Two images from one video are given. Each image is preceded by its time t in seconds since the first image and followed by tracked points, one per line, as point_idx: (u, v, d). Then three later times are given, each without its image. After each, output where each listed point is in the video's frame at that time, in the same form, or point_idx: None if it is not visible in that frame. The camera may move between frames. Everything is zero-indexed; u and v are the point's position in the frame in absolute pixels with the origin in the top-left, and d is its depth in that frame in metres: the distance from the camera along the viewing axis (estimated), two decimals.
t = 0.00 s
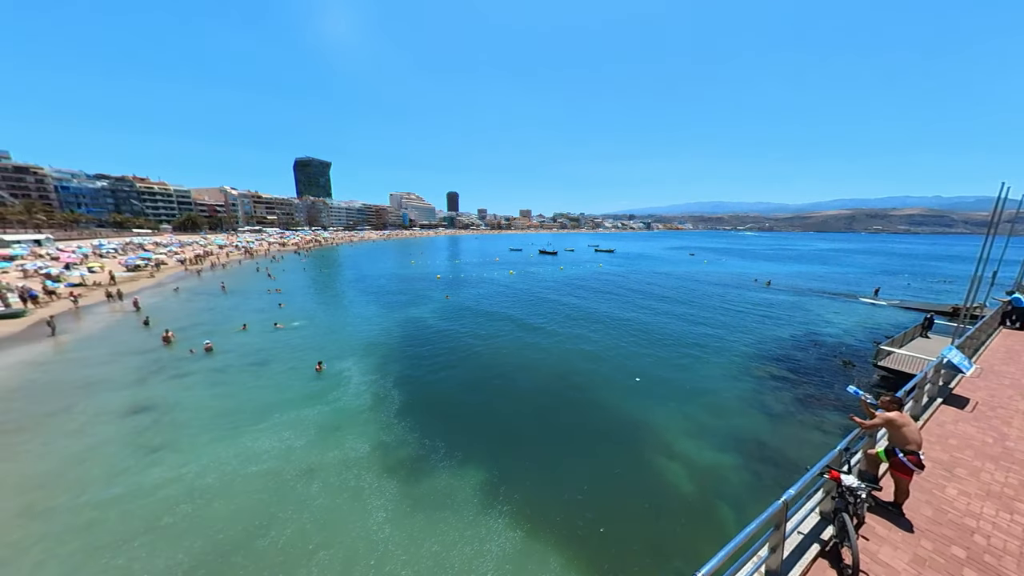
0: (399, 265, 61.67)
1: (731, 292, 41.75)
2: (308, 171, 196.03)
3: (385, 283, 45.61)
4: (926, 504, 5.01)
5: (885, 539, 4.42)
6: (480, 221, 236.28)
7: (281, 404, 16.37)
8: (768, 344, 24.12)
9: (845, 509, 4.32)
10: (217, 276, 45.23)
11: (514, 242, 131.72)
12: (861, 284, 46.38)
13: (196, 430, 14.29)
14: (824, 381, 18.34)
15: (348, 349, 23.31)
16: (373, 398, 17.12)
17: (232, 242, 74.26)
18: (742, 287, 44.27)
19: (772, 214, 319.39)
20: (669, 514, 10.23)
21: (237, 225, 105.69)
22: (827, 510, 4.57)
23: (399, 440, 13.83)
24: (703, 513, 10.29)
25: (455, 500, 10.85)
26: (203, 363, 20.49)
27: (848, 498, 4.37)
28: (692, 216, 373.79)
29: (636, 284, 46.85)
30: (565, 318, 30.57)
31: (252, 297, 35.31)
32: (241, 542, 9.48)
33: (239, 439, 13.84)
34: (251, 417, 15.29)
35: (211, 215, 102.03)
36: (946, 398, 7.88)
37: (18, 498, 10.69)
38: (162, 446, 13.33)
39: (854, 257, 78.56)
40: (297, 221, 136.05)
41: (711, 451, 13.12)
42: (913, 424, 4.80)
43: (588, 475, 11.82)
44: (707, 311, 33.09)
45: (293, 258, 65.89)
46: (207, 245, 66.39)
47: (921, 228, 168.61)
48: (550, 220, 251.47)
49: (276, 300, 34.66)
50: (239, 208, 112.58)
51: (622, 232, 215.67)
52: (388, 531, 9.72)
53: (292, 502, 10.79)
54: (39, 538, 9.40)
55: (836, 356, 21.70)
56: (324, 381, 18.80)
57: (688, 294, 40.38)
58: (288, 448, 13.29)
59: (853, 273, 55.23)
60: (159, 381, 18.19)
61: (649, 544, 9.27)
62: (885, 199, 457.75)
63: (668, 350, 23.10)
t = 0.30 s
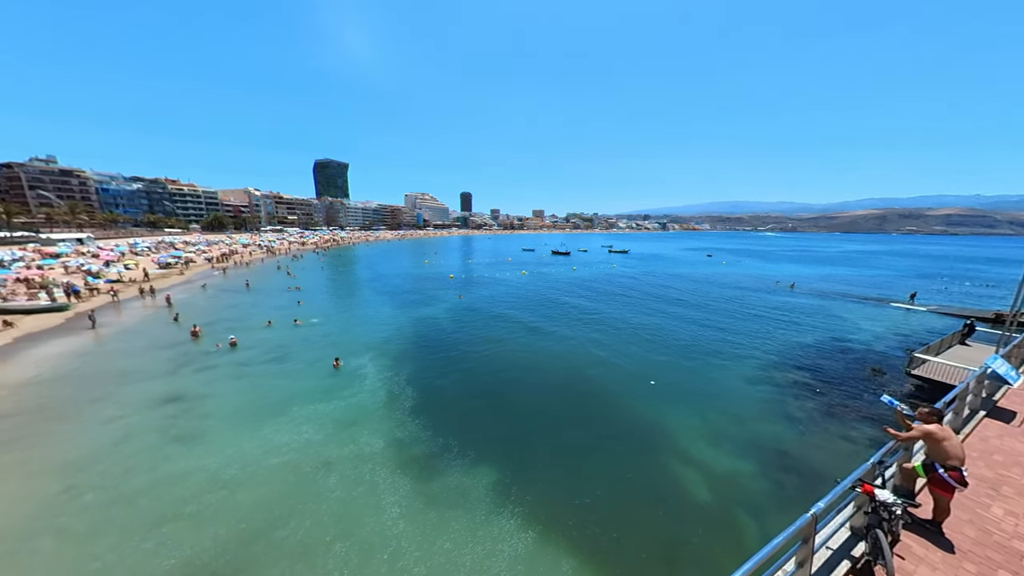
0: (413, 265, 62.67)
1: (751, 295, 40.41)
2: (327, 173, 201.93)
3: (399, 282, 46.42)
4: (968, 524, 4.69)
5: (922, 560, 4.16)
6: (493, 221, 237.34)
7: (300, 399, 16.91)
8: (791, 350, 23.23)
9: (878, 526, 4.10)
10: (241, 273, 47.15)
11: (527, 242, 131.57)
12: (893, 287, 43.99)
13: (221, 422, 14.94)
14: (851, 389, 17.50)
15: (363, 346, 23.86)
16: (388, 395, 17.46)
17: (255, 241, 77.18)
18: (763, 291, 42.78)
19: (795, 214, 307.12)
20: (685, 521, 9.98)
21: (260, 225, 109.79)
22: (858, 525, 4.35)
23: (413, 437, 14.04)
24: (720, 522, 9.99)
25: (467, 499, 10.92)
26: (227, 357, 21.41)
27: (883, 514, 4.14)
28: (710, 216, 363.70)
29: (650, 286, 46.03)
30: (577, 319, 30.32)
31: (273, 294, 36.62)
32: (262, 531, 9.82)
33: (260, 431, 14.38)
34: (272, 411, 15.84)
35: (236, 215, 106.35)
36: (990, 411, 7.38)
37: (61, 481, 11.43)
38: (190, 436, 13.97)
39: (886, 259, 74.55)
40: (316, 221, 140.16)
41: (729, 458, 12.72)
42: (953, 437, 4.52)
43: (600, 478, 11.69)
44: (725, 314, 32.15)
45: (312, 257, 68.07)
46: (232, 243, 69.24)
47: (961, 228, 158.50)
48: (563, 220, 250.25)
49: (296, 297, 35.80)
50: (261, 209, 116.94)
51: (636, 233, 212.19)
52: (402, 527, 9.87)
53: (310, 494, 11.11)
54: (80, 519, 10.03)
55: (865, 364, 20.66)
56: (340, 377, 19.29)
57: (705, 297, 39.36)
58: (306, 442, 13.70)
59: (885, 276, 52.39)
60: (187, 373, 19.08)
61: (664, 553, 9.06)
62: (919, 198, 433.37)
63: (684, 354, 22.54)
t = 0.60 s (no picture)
0: (422, 264, 63.33)
1: (765, 297, 39.67)
2: (340, 173, 205.57)
3: (409, 280, 47.04)
4: (997, 535, 4.61)
5: (946, 570, 4.11)
6: (502, 221, 237.83)
7: (315, 394, 17.36)
8: (806, 353, 22.78)
9: (901, 534, 4.09)
10: (257, 271, 48.43)
11: (535, 241, 131.52)
12: (915, 290, 42.50)
13: (240, 414, 15.47)
14: (869, 394, 17.09)
15: (375, 343, 24.29)
16: (398, 392, 17.77)
17: (270, 239, 79.09)
18: (777, 292, 41.91)
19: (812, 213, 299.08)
20: (694, 524, 9.95)
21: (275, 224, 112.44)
22: (879, 532, 4.34)
23: (423, 433, 14.29)
24: (731, 525, 9.93)
25: (476, 496, 11.08)
26: (245, 352, 22.08)
27: (905, 522, 4.13)
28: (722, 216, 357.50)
29: (660, 286, 45.66)
30: (586, 319, 30.28)
31: (287, 291, 37.53)
32: (279, 521, 10.15)
33: (277, 424, 14.82)
34: (287, 405, 16.28)
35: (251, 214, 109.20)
36: (1019, 419, 7.19)
37: (92, 468, 12.01)
38: (209, 428, 14.48)
39: (908, 261, 72.03)
40: (328, 220, 142.79)
41: (741, 462, 12.60)
42: (982, 445, 4.47)
43: (609, 479, 11.72)
44: (737, 316, 31.66)
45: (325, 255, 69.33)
46: (248, 242, 71.13)
47: (989, 227, 151.80)
48: (572, 220, 248.86)
49: (309, 294, 36.64)
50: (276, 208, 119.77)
51: (646, 233, 209.90)
52: (413, 522, 10.08)
53: (325, 487, 11.42)
54: (110, 506, 10.54)
55: (884, 368, 20.10)
56: (353, 373, 19.72)
57: (717, 298, 38.79)
58: (320, 436, 14.08)
59: (907, 278, 50.66)
60: (207, 367, 19.76)
61: (674, 555, 9.06)
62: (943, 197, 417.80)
63: (695, 355, 22.32)
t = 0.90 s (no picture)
0: (431, 263, 64.01)
1: (778, 299, 38.94)
2: (351, 172, 208.88)
3: (419, 279, 47.64)
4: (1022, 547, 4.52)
5: None
6: (510, 220, 238.27)
7: (327, 389, 17.83)
8: (819, 356, 22.39)
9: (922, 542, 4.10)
10: (271, 268, 49.72)
11: (544, 241, 131.35)
12: (937, 292, 41.15)
13: (257, 407, 16.00)
14: (886, 399, 16.73)
15: (385, 340, 24.76)
16: (408, 388, 18.13)
17: (284, 238, 80.85)
18: (790, 294, 41.14)
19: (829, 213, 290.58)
20: (702, 527, 9.98)
21: (288, 223, 114.87)
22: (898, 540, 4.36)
23: (432, 430, 14.58)
24: (740, 529, 9.93)
25: (484, 492, 11.28)
26: (261, 347, 22.75)
27: (926, 531, 4.14)
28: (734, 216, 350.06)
29: (669, 287, 45.26)
30: (595, 320, 30.27)
31: (300, 289, 38.41)
32: (293, 512, 10.50)
33: (291, 418, 15.29)
34: (301, 399, 16.75)
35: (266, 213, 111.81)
36: None
37: (121, 457, 12.58)
38: (228, 420, 14.99)
39: (931, 262, 69.61)
40: (340, 220, 145.19)
41: (751, 465, 12.56)
42: (1007, 454, 4.42)
43: (616, 479, 11.80)
44: (748, 318, 31.22)
45: (336, 254, 70.61)
46: (263, 240, 72.90)
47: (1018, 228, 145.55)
48: (580, 220, 247.64)
49: (322, 292, 37.45)
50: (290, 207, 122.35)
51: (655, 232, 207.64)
52: (422, 516, 10.34)
53: (337, 479, 11.76)
54: (138, 494, 11.04)
55: (902, 373, 19.61)
56: (364, 369, 20.17)
57: (727, 299, 38.28)
58: (332, 430, 14.48)
59: (928, 280, 49.05)
60: (226, 361, 20.41)
61: (682, 557, 9.10)
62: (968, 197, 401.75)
63: (704, 357, 22.16)
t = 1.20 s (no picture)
0: (440, 261, 64.71)
1: (791, 300, 38.17)
2: (362, 172, 212.67)
3: (428, 277, 48.19)
4: None
5: None
6: (518, 220, 238.69)
7: (338, 384, 18.27)
8: (833, 359, 21.94)
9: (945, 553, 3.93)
10: (285, 266, 50.95)
11: (552, 240, 131.24)
12: (960, 295, 39.72)
13: (271, 401, 16.49)
14: (902, 404, 16.32)
15: (394, 337, 25.20)
16: (416, 385, 18.46)
17: (297, 236, 82.66)
18: (804, 296, 40.26)
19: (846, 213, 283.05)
20: (709, 530, 9.97)
21: (301, 222, 117.40)
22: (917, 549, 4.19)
23: (439, 426, 14.86)
24: (749, 534, 9.86)
25: (490, 490, 11.47)
26: (275, 342, 23.43)
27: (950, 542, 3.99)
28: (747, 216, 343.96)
29: (678, 287, 44.85)
30: (602, 320, 30.27)
31: (313, 286, 39.26)
32: (305, 505, 10.81)
33: (303, 412, 15.71)
34: (313, 394, 17.19)
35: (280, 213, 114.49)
36: None
37: (143, 448, 13.10)
38: (243, 414, 15.46)
39: (954, 263, 67.29)
40: (351, 219, 147.72)
41: (761, 469, 12.46)
42: None
43: (622, 480, 11.86)
44: (759, 319, 30.80)
45: (347, 252, 71.90)
46: (277, 238, 74.60)
47: None
48: (589, 220, 246.49)
49: (333, 289, 38.17)
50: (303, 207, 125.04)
51: (665, 232, 205.31)
52: (431, 510, 10.58)
53: (348, 473, 12.09)
54: (158, 484, 11.47)
55: (921, 378, 19.07)
56: (373, 366, 20.59)
57: (738, 301, 37.71)
58: (343, 424, 14.86)
59: (952, 282, 47.34)
60: (241, 356, 21.04)
61: (687, 560, 9.10)
62: (994, 196, 386.28)
63: (714, 359, 21.94)
